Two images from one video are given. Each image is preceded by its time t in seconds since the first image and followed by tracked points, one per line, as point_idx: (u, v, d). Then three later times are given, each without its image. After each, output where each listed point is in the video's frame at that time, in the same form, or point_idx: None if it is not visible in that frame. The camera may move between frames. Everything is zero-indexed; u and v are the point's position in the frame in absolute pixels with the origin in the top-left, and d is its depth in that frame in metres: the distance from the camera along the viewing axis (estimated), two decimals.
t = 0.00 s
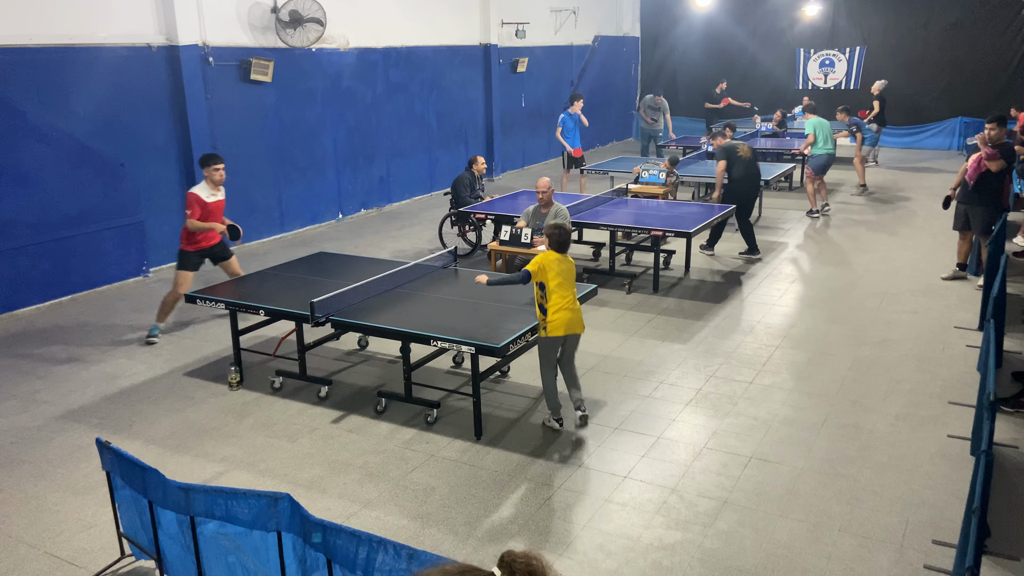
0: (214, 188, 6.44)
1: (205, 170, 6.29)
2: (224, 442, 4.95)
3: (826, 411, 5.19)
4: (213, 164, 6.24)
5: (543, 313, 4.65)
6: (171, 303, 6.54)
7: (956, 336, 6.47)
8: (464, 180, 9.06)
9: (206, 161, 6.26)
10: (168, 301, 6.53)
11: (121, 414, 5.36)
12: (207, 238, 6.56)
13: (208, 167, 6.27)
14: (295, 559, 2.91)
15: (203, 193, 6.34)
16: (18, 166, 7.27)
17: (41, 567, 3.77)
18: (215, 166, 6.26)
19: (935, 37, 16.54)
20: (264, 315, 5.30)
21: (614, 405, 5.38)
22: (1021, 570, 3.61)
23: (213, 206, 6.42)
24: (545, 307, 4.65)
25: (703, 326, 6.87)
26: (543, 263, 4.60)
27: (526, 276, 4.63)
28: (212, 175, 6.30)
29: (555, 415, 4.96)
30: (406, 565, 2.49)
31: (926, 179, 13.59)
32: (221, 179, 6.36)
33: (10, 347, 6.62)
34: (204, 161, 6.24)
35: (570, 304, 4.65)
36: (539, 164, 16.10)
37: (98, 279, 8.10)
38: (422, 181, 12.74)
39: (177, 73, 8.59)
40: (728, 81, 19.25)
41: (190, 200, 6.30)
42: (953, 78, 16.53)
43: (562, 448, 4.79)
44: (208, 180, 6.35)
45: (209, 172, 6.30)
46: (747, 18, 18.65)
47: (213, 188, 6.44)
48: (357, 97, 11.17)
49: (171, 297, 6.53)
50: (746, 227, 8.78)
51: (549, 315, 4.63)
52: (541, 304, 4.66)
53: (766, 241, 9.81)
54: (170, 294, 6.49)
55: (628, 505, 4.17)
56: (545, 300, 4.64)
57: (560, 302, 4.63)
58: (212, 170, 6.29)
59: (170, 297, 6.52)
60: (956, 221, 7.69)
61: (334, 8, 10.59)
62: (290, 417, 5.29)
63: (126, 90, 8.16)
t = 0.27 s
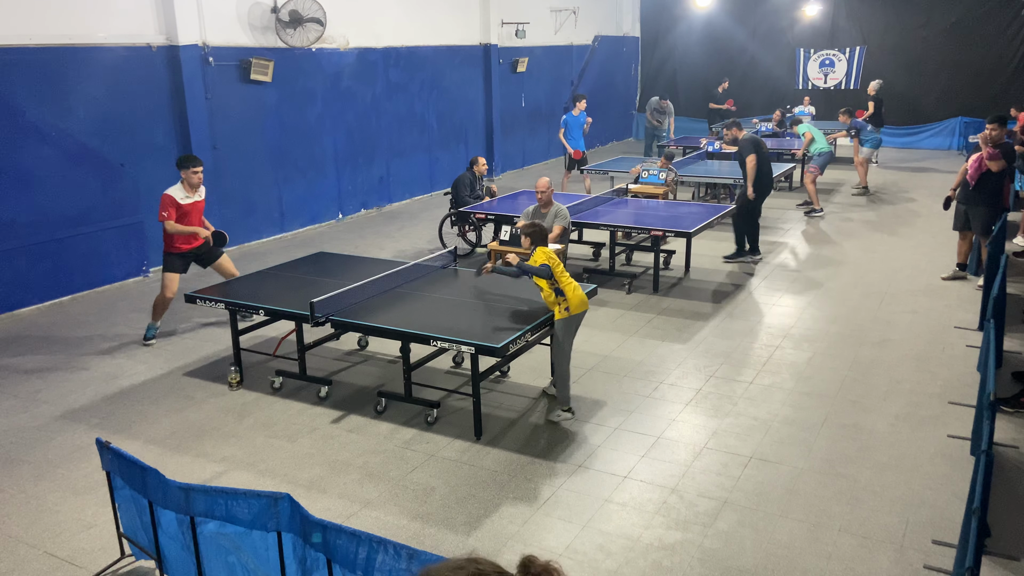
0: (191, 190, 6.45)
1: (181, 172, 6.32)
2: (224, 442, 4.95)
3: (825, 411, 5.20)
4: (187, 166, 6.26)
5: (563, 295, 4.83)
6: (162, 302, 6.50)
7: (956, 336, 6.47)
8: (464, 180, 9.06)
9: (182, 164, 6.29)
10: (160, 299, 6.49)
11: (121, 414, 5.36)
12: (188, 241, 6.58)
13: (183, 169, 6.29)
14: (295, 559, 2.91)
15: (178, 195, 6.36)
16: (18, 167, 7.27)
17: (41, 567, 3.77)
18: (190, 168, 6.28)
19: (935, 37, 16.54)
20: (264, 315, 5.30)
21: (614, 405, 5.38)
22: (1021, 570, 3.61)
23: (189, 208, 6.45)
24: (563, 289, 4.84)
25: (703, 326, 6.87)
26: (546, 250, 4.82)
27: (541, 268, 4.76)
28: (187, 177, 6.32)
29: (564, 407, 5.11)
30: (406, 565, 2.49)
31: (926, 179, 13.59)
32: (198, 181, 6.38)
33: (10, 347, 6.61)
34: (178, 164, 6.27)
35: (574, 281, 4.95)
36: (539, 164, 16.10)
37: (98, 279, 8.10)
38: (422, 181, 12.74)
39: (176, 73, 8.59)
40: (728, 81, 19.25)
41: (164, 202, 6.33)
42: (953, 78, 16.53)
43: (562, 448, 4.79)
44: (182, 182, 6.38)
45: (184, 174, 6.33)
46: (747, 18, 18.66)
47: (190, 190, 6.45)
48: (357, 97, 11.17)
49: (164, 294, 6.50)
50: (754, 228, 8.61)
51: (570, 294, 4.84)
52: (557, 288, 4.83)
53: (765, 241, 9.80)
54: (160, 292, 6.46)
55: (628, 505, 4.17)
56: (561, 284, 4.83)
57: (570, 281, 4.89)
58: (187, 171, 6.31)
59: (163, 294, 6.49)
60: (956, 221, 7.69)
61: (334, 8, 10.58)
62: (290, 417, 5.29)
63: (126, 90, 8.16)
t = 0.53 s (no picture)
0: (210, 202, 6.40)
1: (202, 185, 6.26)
2: (224, 442, 4.95)
3: (825, 411, 5.19)
4: (208, 179, 6.21)
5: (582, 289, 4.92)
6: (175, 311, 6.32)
7: (956, 336, 6.47)
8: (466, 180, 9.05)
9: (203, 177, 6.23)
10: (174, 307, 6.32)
11: (121, 414, 5.36)
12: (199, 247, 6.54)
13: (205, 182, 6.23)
14: (295, 559, 2.91)
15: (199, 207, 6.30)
16: (18, 167, 7.27)
17: (41, 567, 3.76)
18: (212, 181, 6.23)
19: (935, 37, 16.54)
20: (263, 315, 5.30)
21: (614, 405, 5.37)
22: (1021, 570, 3.61)
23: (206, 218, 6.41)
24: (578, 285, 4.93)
25: (703, 326, 6.86)
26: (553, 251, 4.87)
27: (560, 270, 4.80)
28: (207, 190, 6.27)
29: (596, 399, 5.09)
30: (406, 565, 2.49)
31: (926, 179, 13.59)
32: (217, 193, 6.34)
33: (10, 347, 6.61)
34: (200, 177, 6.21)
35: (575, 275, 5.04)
36: (539, 164, 16.09)
37: (98, 279, 8.10)
38: (422, 182, 12.74)
39: (176, 73, 8.59)
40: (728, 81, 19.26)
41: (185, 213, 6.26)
42: (953, 78, 16.53)
43: (562, 448, 4.79)
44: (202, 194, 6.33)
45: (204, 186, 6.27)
46: (747, 18, 18.66)
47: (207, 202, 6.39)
48: (357, 98, 11.17)
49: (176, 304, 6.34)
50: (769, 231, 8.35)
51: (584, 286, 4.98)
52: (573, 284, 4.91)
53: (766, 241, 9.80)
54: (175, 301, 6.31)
55: (628, 505, 4.17)
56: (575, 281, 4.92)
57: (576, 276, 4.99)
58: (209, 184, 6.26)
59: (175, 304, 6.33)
60: (956, 221, 7.69)
61: (334, 8, 10.58)
62: (290, 417, 5.29)
63: (126, 90, 8.16)
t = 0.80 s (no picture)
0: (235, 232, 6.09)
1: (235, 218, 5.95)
2: (224, 442, 4.95)
3: (825, 412, 5.19)
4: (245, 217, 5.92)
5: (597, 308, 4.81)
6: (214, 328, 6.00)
7: (956, 336, 6.47)
8: (467, 180, 9.05)
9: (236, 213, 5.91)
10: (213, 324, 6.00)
11: (121, 414, 5.36)
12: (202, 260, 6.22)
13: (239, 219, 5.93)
14: (295, 559, 2.91)
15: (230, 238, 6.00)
16: (18, 167, 7.27)
17: (41, 567, 3.76)
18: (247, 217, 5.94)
19: (935, 37, 16.53)
20: (263, 315, 5.30)
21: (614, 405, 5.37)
22: (1021, 570, 3.61)
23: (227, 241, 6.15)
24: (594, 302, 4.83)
25: (703, 326, 6.86)
26: (574, 264, 4.76)
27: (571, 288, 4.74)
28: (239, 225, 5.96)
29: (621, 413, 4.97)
30: (406, 565, 2.49)
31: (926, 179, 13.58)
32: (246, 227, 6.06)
33: (10, 347, 6.61)
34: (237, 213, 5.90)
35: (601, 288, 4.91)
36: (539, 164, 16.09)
37: (98, 279, 8.10)
38: (422, 182, 12.74)
39: (176, 73, 8.59)
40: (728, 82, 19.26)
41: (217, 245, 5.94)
42: (953, 78, 16.53)
43: (561, 448, 4.79)
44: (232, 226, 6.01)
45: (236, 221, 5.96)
46: (747, 18, 18.68)
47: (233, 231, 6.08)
48: (357, 98, 11.17)
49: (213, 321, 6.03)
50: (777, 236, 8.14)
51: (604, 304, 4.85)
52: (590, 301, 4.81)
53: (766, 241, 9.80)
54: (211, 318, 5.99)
55: (628, 506, 4.17)
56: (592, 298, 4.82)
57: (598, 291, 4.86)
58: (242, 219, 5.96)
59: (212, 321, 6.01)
60: (956, 221, 7.69)
61: (333, 8, 10.58)
62: (290, 417, 5.29)
63: (127, 90, 8.16)
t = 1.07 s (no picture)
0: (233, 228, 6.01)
1: (232, 213, 5.87)
2: (224, 442, 4.95)
3: (825, 412, 5.19)
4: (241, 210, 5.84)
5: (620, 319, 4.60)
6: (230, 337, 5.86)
7: (956, 337, 6.47)
8: (467, 180, 9.06)
9: (232, 207, 5.83)
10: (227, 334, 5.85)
11: (120, 414, 5.37)
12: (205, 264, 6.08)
13: (236, 212, 5.86)
14: (295, 559, 2.91)
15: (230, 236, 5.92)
16: (18, 167, 7.26)
17: (41, 567, 3.77)
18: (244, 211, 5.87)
19: (935, 37, 16.53)
20: (263, 314, 5.29)
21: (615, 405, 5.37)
22: (1021, 570, 3.61)
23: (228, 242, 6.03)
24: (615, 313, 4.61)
25: (703, 326, 6.86)
26: (596, 275, 4.56)
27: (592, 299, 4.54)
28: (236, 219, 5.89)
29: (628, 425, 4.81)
30: (406, 565, 2.49)
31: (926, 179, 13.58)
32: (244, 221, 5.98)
33: (10, 347, 6.62)
34: (232, 207, 5.82)
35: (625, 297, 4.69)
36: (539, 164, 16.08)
37: (98, 279, 8.11)
38: (422, 182, 12.74)
39: (176, 73, 8.59)
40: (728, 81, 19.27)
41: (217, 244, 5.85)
42: (953, 78, 16.53)
43: (561, 448, 4.79)
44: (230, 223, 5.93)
45: (233, 216, 5.89)
46: (746, 18, 18.72)
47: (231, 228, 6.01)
48: (357, 98, 11.17)
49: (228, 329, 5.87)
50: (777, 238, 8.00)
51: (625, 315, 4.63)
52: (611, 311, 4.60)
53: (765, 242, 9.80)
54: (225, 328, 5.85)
55: (628, 505, 4.17)
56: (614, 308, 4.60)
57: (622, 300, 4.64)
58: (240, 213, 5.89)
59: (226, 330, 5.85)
60: (956, 221, 7.69)
61: (333, 8, 10.58)
62: (290, 417, 5.29)
63: (126, 90, 8.16)
